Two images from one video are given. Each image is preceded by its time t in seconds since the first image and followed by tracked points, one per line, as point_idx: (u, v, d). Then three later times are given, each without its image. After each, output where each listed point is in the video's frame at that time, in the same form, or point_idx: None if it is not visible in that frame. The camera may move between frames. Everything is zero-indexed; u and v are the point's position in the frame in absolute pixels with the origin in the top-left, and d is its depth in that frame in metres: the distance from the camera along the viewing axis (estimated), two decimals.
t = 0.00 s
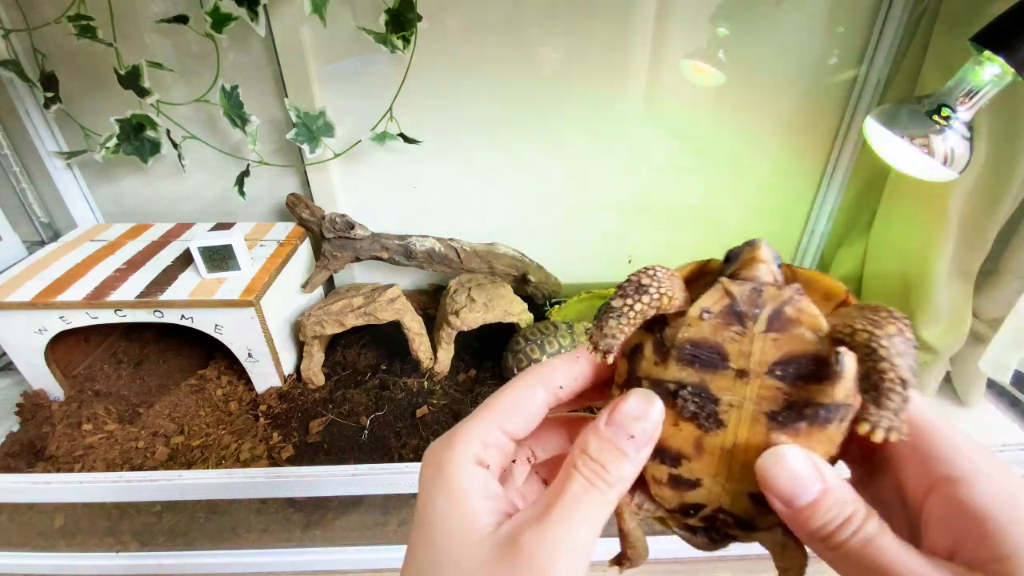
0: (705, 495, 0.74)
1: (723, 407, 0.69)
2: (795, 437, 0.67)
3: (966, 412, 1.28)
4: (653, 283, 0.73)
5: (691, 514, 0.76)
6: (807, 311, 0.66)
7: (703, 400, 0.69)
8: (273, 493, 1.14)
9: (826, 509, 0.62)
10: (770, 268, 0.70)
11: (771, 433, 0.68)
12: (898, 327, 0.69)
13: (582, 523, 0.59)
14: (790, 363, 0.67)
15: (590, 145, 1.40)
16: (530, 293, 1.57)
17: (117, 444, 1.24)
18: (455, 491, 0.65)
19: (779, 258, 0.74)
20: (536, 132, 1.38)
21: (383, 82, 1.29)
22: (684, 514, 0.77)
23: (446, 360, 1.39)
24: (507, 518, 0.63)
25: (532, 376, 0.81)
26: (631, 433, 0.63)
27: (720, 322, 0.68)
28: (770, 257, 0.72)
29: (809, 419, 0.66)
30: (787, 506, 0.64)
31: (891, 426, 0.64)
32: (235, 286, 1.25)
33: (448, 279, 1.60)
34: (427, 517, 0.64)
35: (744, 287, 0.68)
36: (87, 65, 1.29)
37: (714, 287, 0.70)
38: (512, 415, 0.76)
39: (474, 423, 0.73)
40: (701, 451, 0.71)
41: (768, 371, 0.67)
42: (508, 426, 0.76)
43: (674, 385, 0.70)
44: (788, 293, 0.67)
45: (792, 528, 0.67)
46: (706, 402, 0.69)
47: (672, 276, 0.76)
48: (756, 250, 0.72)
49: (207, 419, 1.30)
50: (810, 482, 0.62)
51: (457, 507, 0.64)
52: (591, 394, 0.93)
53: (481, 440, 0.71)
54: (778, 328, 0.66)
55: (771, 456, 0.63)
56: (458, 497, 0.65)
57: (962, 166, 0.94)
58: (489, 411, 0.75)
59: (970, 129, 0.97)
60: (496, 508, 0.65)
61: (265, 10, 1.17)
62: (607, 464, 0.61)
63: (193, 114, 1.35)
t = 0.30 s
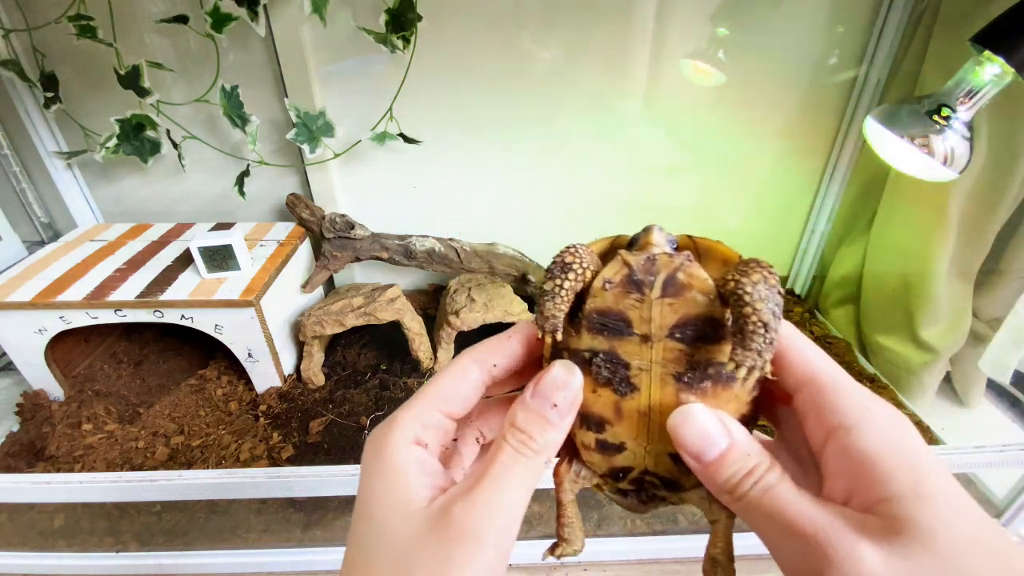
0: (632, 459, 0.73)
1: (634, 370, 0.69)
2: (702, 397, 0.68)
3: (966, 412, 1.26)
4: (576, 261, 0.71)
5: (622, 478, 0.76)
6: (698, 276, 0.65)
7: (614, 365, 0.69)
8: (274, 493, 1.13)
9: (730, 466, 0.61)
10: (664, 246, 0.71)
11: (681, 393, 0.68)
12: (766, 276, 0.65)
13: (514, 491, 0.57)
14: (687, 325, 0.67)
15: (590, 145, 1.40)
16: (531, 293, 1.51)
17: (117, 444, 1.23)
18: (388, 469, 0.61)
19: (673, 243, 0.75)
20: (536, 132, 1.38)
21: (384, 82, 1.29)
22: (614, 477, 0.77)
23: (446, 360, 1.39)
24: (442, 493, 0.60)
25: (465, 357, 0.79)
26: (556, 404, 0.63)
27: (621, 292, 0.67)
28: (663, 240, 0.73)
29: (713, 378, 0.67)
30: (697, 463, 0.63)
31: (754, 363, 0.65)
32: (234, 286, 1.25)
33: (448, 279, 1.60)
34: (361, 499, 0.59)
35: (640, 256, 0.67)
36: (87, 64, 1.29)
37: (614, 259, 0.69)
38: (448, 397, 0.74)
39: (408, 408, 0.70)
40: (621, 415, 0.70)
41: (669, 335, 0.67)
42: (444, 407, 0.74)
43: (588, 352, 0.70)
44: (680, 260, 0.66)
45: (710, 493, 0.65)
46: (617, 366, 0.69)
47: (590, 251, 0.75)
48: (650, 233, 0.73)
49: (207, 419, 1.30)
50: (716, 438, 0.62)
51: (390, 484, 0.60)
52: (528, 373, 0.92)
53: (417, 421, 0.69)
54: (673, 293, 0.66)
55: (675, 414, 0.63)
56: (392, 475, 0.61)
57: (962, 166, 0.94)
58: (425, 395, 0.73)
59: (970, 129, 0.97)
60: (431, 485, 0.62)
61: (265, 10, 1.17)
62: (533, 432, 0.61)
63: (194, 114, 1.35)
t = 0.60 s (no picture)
0: (605, 452, 0.70)
1: (600, 351, 0.66)
2: (678, 376, 0.65)
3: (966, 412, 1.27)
4: (537, 227, 0.67)
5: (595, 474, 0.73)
6: (664, 238, 0.62)
7: (577, 346, 0.66)
8: (273, 493, 1.13)
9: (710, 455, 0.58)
10: (625, 211, 0.66)
11: (653, 373, 0.65)
12: (735, 232, 0.64)
13: (464, 495, 0.55)
14: (656, 295, 0.64)
15: (590, 145, 1.40)
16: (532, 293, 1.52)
17: (117, 444, 1.23)
18: (329, 476, 0.60)
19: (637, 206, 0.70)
20: (536, 132, 1.38)
21: (384, 82, 1.29)
22: (586, 474, 0.74)
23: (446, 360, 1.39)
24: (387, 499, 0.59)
25: (411, 347, 0.81)
26: (512, 396, 0.58)
27: (580, 261, 0.64)
28: (625, 206, 0.67)
29: (688, 354, 0.64)
30: (674, 452, 0.60)
31: (722, 331, 0.61)
32: (235, 286, 1.25)
33: (447, 279, 1.60)
34: (301, 508, 0.58)
35: (599, 220, 0.63)
36: (87, 65, 1.29)
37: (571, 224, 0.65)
38: (392, 393, 0.76)
39: (351, 407, 0.71)
40: (588, 404, 0.67)
41: (637, 307, 0.64)
42: (387, 403, 0.75)
43: (548, 334, 0.66)
44: (643, 222, 0.62)
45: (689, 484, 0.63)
46: (581, 348, 0.66)
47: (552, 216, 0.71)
48: (610, 199, 0.67)
49: (207, 419, 1.30)
50: (697, 425, 0.58)
51: (331, 491, 0.59)
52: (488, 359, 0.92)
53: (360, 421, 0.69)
54: (637, 259, 0.63)
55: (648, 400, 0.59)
56: (332, 482, 0.60)
57: (963, 166, 0.94)
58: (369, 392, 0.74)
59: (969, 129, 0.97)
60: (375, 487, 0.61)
61: (265, 10, 1.17)
62: (488, 429, 0.57)
63: (194, 114, 1.35)
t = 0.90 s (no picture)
0: (619, 436, 0.72)
1: (625, 329, 0.65)
2: (705, 357, 0.64)
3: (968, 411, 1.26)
4: (566, 190, 0.67)
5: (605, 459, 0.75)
6: (705, 209, 0.61)
7: (601, 323, 0.65)
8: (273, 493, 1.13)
9: (734, 441, 0.58)
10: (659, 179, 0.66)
11: (680, 354, 0.64)
12: (786, 210, 0.63)
13: (438, 487, 0.53)
14: (691, 270, 0.63)
15: (590, 145, 1.40)
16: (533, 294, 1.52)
17: (117, 444, 1.23)
18: (288, 466, 0.59)
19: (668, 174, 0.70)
20: (536, 132, 1.38)
21: (384, 82, 1.29)
22: (597, 459, 0.76)
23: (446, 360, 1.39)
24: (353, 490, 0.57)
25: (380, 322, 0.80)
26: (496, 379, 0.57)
27: (612, 230, 0.63)
28: (658, 174, 0.67)
29: (719, 336, 0.63)
30: (698, 437, 0.60)
31: (760, 312, 0.61)
32: (235, 286, 1.25)
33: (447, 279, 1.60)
34: (257, 502, 0.57)
35: (635, 187, 0.63)
36: (87, 65, 1.29)
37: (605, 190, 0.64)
38: (357, 372, 0.75)
39: (308, 386, 0.70)
40: (607, 384, 0.67)
41: (669, 283, 0.63)
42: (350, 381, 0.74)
43: (570, 309, 0.66)
44: (683, 190, 0.62)
45: (711, 471, 0.62)
46: (605, 325, 0.65)
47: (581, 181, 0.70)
48: (644, 166, 0.67)
49: (207, 419, 1.30)
50: (723, 410, 0.58)
51: (291, 482, 0.57)
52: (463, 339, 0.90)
53: (319, 401, 0.69)
54: (674, 231, 0.61)
55: (675, 381, 0.59)
56: (294, 474, 0.58)
57: (963, 166, 0.94)
58: (331, 369, 0.73)
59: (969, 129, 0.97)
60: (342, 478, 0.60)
61: (265, 10, 1.17)
62: (470, 414, 0.56)
63: (194, 114, 1.35)
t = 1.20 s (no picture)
0: (624, 435, 0.71)
1: (639, 319, 0.65)
2: (724, 351, 0.64)
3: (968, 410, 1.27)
4: (587, 162, 0.66)
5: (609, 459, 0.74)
6: (732, 189, 0.62)
7: (614, 312, 0.65)
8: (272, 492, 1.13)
9: (753, 440, 0.57)
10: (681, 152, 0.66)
11: (696, 347, 0.65)
12: (818, 183, 0.63)
13: (423, 488, 0.53)
14: (714, 257, 0.63)
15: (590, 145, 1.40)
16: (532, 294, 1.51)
17: (117, 444, 1.23)
18: (235, 463, 0.57)
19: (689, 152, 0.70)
20: (536, 131, 1.38)
21: (384, 82, 1.29)
22: (601, 459, 0.75)
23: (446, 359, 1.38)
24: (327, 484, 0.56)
25: (360, 300, 0.71)
26: (501, 365, 0.56)
27: (633, 208, 0.63)
28: (679, 147, 0.67)
29: (739, 328, 0.64)
30: (714, 436, 0.59)
31: (790, 294, 0.60)
32: (235, 286, 1.25)
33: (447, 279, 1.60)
34: (206, 503, 0.56)
35: (657, 166, 0.63)
36: (87, 65, 1.29)
37: (625, 168, 0.64)
38: (321, 358, 0.68)
39: (263, 368, 0.65)
40: (616, 378, 0.67)
41: (689, 270, 0.63)
42: (312, 369, 0.67)
43: (582, 296, 0.66)
44: (710, 169, 0.62)
45: (725, 472, 0.62)
46: (618, 315, 0.65)
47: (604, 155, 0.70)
48: (665, 139, 0.67)
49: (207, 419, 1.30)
50: (741, 408, 0.58)
51: (253, 478, 0.56)
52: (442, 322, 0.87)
53: (264, 389, 0.63)
54: (699, 212, 0.61)
55: (692, 375, 0.59)
56: (261, 474, 0.56)
57: (963, 166, 0.94)
58: (290, 352, 0.66)
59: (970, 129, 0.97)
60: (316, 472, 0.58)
61: (265, 10, 1.17)
62: (470, 403, 0.54)
63: (194, 115, 1.35)
